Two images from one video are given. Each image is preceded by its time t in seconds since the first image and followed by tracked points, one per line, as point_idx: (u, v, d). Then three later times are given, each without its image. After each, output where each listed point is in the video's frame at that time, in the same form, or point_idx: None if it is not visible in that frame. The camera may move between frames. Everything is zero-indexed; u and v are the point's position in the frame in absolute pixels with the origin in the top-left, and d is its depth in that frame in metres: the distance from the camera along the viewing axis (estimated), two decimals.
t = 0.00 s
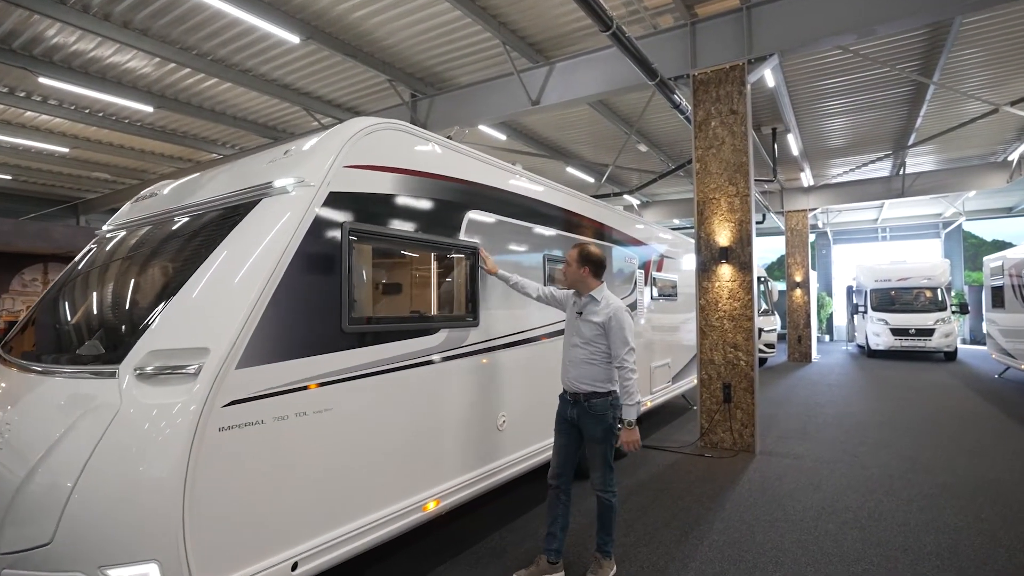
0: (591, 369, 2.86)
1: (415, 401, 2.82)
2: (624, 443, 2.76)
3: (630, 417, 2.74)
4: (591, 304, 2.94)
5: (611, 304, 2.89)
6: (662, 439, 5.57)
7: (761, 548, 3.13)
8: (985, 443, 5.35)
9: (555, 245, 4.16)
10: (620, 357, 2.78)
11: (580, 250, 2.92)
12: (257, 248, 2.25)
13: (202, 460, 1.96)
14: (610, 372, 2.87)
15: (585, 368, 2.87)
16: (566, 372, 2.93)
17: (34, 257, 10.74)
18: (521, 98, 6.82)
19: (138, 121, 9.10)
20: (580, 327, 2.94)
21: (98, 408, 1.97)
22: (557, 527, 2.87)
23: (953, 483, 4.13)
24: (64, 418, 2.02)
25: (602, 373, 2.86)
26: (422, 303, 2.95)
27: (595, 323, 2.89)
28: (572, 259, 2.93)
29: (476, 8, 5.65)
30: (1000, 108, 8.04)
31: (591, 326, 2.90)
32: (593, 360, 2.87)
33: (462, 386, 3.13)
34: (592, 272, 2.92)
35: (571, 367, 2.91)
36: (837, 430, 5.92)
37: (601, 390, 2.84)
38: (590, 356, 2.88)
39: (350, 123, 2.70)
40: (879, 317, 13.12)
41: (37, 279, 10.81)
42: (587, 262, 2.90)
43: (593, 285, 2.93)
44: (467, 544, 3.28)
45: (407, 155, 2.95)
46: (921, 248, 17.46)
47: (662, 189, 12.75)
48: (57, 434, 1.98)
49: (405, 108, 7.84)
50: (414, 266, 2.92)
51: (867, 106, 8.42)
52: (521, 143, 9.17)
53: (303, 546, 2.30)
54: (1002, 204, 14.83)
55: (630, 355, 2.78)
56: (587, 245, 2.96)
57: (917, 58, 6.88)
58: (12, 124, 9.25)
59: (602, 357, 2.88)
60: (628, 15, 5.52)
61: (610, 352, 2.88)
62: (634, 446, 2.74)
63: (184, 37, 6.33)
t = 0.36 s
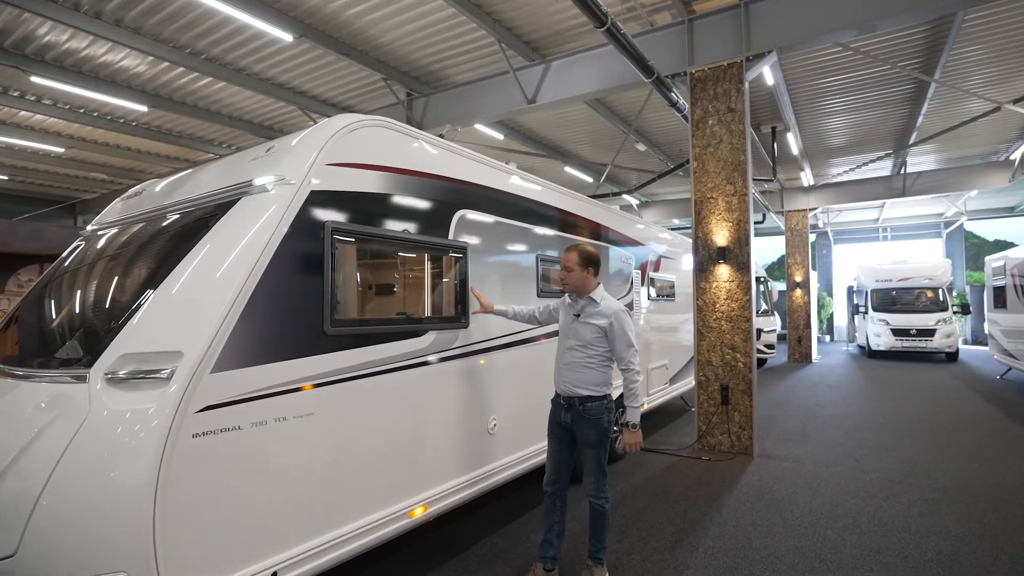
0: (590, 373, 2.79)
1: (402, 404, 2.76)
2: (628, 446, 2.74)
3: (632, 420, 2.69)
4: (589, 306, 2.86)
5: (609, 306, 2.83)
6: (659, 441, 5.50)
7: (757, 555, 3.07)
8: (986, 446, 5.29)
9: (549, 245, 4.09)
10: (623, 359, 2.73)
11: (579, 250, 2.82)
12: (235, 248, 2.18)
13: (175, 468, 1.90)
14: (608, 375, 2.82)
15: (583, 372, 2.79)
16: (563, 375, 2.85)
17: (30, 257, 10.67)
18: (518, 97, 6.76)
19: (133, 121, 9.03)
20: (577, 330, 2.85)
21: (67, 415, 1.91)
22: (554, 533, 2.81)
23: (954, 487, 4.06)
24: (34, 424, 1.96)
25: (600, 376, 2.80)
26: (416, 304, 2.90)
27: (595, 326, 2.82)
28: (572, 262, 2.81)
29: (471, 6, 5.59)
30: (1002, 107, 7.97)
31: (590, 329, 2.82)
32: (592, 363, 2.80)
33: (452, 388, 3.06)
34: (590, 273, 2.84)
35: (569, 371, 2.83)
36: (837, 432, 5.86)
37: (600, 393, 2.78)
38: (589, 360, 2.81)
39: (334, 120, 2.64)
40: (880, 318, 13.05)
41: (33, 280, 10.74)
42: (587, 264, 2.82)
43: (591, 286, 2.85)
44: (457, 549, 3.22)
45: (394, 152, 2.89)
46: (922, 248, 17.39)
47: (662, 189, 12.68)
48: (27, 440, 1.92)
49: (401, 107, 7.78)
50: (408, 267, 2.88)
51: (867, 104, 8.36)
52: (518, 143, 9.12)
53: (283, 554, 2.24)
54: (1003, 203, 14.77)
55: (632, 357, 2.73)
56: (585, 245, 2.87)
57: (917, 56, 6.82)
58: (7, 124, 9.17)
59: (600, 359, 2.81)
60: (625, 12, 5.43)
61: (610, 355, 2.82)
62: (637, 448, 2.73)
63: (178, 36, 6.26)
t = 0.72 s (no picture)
0: (586, 375, 2.70)
1: (391, 407, 2.68)
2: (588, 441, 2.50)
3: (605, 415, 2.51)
4: (587, 306, 2.77)
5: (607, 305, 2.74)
6: (659, 444, 5.41)
7: (758, 562, 2.98)
8: (991, 449, 5.20)
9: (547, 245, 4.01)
10: (619, 360, 2.63)
11: (579, 249, 2.77)
12: (213, 247, 2.09)
13: (147, 477, 1.82)
14: (605, 378, 2.73)
15: (580, 375, 2.71)
16: (560, 378, 2.76)
17: (25, 257, 10.57)
18: (516, 95, 6.68)
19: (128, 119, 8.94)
20: (574, 331, 2.77)
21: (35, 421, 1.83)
22: (548, 541, 2.74)
23: (959, 492, 3.97)
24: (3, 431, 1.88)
25: (598, 378, 2.71)
26: (412, 304, 2.84)
27: (592, 326, 2.72)
28: (581, 259, 2.76)
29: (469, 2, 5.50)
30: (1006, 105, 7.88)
31: (587, 330, 2.74)
32: (589, 365, 2.72)
33: (444, 391, 2.98)
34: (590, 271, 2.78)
35: (565, 374, 2.74)
36: (839, 435, 5.78)
37: (597, 397, 2.69)
38: (586, 362, 2.72)
39: (320, 114, 2.56)
40: (881, 318, 12.96)
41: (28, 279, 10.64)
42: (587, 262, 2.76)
43: (589, 286, 2.77)
44: (450, 557, 3.14)
45: (384, 148, 2.81)
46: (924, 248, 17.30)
47: (662, 188, 12.59)
48: None
49: (398, 105, 7.69)
50: (403, 267, 2.82)
51: (870, 103, 8.27)
52: (517, 142, 9.03)
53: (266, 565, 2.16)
54: (1006, 203, 14.67)
55: (629, 358, 2.62)
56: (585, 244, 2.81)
57: (921, 53, 6.73)
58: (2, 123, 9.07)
59: (598, 362, 2.73)
60: (624, 8, 5.33)
61: (608, 357, 2.73)
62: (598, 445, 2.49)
63: (172, 33, 6.17)
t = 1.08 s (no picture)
0: (591, 381, 2.59)
1: (383, 413, 2.57)
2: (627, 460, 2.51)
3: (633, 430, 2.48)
4: (590, 308, 2.66)
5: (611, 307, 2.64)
6: (661, 447, 5.29)
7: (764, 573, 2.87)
8: (1002, 454, 5.09)
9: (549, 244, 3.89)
10: (626, 364, 2.53)
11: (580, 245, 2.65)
12: (191, 246, 1.98)
13: (116, 491, 1.71)
14: (610, 383, 2.62)
15: (583, 380, 2.59)
16: (561, 384, 2.64)
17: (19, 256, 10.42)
18: (516, 91, 6.56)
19: (123, 117, 8.81)
20: (577, 334, 2.65)
21: None
22: (547, 554, 2.62)
23: (972, 499, 3.86)
24: None
25: (602, 383, 2.60)
26: (408, 306, 2.75)
27: (597, 329, 2.61)
28: (590, 258, 2.64)
29: None
30: (1014, 102, 7.77)
31: (591, 333, 2.62)
32: (592, 370, 2.60)
33: (440, 395, 2.87)
34: (594, 271, 2.67)
35: (567, 380, 2.63)
36: (844, 438, 5.66)
37: (601, 403, 2.58)
38: (590, 367, 2.61)
39: (308, 106, 2.45)
40: (885, 318, 12.83)
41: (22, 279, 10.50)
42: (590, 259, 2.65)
43: (593, 286, 2.65)
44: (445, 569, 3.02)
45: (377, 143, 2.69)
46: (927, 248, 17.19)
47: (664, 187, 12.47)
48: None
49: (396, 102, 7.58)
50: (400, 266, 2.73)
51: (875, 100, 8.15)
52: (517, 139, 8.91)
53: None
54: (1010, 202, 14.56)
55: (636, 361, 2.53)
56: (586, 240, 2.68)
57: (928, 48, 6.61)
58: None
59: (602, 366, 2.61)
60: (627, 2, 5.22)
61: (612, 361, 2.63)
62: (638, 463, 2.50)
63: (166, 28, 6.05)
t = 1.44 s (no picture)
0: (597, 387, 2.49)
1: (377, 421, 2.47)
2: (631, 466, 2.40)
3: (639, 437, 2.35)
4: (596, 310, 2.56)
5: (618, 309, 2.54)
6: (664, 451, 5.20)
7: None
8: (1010, 458, 5.00)
9: (550, 243, 3.79)
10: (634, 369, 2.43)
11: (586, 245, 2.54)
12: (170, 247, 1.88)
13: (85, 507, 1.62)
14: (616, 388, 2.52)
15: (589, 386, 2.49)
16: (567, 390, 2.54)
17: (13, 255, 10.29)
18: (516, 88, 6.47)
19: (118, 115, 8.70)
20: (583, 338, 2.55)
21: None
22: (549, 566, 2.54)
23: (983, 505, 3.77)
24: None
25: (609, 389, 2.50)
26: (405, 308, 2.65)
27: (603, 333, 2.51)
28: (594, 258, 2.53)
29: None
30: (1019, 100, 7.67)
31: (597, 336, 2.52)
32: (598, 375, 2.50)
33: (436, 401, 2.77)
34: (600, 272, 2.56)
35: (573, 386, 2.52)
36: (849, 442, 5.58)
37: (608, 409, 2.48)
38: (596, 372, 2.50)
39: (297, 99, 2.34)
40: (887, 319, 12.74)
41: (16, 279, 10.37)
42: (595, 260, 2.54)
43: (599, 288, 2.55)
44: None
45: (372, 138, 2.59)
46: (928, 248, 17.10)
47: (664, 187, 12.37)
48: None
49: (394, 100, 7.47)
50: (398, 266, 2.64)
51: (879, 98, 8.05)
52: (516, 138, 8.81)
53: None
54: (1013, 203, 14.47)
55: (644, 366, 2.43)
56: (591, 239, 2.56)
57: (934, 46, 6.52)
58: None
59: (608, 371, 2.51)
60: None
61: (619, 366, 2.53)
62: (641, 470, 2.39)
63: (160, 23, 5.94)
